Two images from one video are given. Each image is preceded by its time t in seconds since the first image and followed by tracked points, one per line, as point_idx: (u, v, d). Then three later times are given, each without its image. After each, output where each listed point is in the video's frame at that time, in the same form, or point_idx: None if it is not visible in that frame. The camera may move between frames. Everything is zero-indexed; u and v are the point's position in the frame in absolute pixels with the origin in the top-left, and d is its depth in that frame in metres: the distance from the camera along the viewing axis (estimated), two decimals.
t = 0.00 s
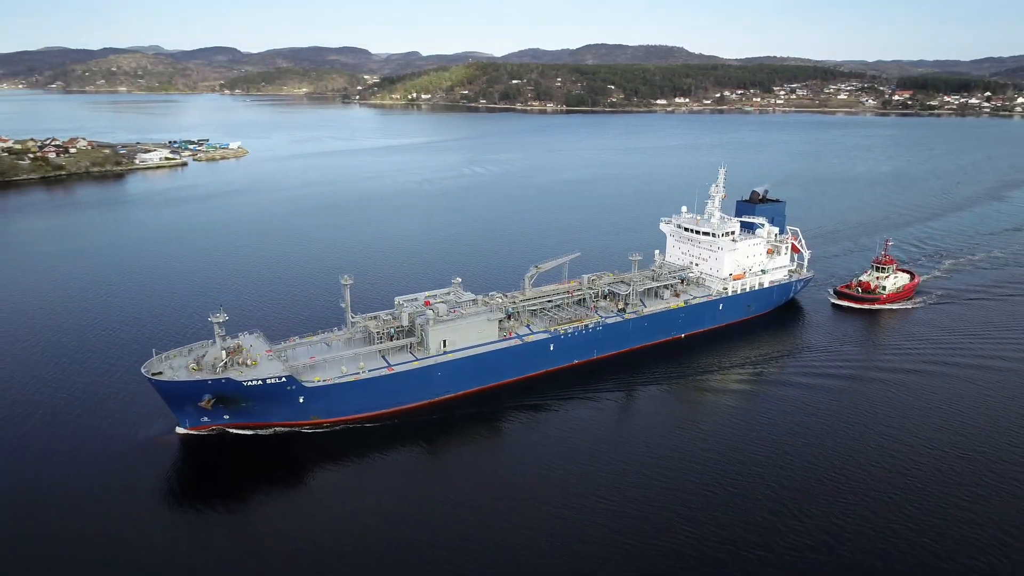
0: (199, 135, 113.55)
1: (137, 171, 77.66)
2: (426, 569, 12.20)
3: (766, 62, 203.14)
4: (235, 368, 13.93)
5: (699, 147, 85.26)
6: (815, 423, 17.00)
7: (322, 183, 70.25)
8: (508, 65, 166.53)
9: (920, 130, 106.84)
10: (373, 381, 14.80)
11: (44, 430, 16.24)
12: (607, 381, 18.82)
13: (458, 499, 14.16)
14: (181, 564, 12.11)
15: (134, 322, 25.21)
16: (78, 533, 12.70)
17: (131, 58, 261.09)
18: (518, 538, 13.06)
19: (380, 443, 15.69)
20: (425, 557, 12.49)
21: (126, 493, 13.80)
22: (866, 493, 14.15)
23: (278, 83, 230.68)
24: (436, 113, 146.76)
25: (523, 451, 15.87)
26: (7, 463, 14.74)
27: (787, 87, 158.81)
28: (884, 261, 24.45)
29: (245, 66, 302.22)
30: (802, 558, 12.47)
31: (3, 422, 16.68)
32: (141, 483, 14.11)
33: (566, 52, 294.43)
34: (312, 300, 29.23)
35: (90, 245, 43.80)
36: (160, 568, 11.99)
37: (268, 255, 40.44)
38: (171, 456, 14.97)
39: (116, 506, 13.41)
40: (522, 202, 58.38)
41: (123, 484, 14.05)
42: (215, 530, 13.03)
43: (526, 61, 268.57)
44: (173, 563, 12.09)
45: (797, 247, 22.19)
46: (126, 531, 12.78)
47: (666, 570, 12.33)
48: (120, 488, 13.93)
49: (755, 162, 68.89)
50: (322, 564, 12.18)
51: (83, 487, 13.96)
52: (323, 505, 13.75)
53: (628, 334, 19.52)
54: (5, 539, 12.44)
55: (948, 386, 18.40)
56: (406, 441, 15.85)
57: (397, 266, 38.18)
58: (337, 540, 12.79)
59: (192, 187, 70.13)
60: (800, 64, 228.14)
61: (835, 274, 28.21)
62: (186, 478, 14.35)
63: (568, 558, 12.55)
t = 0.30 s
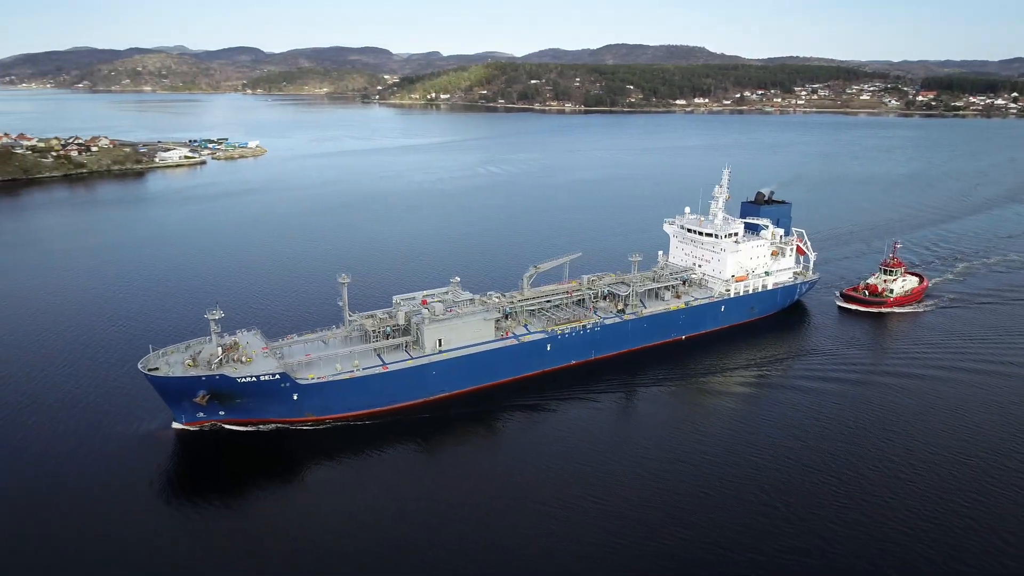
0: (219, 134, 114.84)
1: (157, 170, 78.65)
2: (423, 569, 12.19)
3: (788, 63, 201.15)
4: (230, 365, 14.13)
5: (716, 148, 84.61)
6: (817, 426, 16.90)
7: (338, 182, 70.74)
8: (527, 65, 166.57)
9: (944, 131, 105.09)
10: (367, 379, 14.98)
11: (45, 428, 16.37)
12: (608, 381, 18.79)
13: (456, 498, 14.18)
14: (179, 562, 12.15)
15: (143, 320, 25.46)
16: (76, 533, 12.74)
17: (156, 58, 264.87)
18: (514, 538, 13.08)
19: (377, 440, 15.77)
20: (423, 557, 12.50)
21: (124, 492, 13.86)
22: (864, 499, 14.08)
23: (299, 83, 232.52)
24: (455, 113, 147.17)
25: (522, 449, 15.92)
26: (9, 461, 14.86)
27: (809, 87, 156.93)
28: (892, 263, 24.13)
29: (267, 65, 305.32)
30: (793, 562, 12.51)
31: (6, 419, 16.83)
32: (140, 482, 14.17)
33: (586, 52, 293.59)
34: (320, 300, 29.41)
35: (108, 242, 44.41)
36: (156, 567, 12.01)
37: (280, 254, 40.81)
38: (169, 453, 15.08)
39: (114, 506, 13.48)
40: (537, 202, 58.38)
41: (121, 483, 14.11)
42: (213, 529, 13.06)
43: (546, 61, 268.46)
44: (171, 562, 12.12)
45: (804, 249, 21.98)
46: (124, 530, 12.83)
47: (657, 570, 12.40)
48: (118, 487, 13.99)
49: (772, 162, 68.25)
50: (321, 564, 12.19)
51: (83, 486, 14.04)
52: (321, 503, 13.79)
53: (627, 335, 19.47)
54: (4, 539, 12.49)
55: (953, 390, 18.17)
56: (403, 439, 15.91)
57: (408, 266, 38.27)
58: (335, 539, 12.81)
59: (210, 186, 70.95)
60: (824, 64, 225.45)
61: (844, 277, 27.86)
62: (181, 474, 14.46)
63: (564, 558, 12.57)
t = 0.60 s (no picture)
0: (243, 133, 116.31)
1: (181, 168, 79.77)
2: (422, 569, 12.18)
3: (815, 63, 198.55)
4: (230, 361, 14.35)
5: (737, 148, 83.79)
6: (823, 430, 16.70)
7: (357, 181, 71.24)
8: (549, 66, 166.44)
9: (973, 132, 103.00)
10: (365, 377, 15.36)
11: (49, 422, 16.54)
12: (611, 381, 18.72)
13: (457, 497, 14.19)
14: (177, 560, 12.15)
15: (156, 315, 25.83)
16: (73, 528, 12.83)
17: (184, 58, 268.88)
18: (513, 538, 13.07)
19: (377, 437, 15.85)
20: (423, 557, 12.47)
21: (122, 488, 13.96)
22: (868, 504, 13.90)
23: (324, 83, 234.57)
24: (476, 113, 147.50)
25: (523, 449, 15.93)
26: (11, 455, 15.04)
27: (836, 87, 154.21)
28: (905, 267, 23.76)
29: (293, 66, 308.52)
30: (789, 566, 12.42)
31: (12, 412, 17.03)
32: (138, 478, 14.26)
33: (610, 52, 292.43)
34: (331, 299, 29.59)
35: (130, 239, 45.19)
36: (153, 564, 12.06)
37: (297, 252, 41.20)
38: (169, 449, 15.22)
39: (112, 502, 13.55)
40: (554, 202, 58.29)
41: (121, 479, 14.22)
42: (211, 526, 13.09)
43: (569, 61, 268.08)
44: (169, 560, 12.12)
45: (813, 251, 21.78)
46: (118, 524, 12.96)
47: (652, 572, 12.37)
48: (116, 483, 14.07)
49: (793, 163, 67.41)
50: (320, 564, 12.17)
51: (82, 481, 14.15)
52: (322, 502, 13.81)
53: (629, 336, 19.42)
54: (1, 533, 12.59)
55: (963, 397, 17.91)
56: (403, 437, 15.97)
57: (422, 265, 38.38)
58: (335, 537, 12.82)
59: (232, 184, 71.84)
60: (852, 64, 222.20)
61: (859, 281, 27.42)
62: (181, 468, 14.63)
63: (563, 560, 12.53)
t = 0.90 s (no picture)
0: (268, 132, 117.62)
1: (205, 166, 80.81)
2: (422, 569, 12.17)
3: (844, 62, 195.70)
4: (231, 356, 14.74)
5: (760, 149, 82.79)
6: (829, 434, 16.51)
7: (377, 180, 71.63)
8: (573, 66, 166.04)
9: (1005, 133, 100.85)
10: (363, 375, 15.63)
11: (54, 416, 16.66)
12: (615, 382, 18.65)
13: (457, 496, 14.21)
14: (175, 556, 12.20)
15: (168, 313, 26.15)
16: (71, 523, 12.89)
17: (213, 58, 272.73)
18: (513, 538, 13.06)
19: (378, 434, 15.93)
20: (421, 556, 12.49)
21: (122, 484, 14.02)
22: (874, 510, 13.70)
23: (349, 83, 236.49)
24: (499, 113, 147.73)
25: (525, 449, 15.91)
26: (13, 449, 15.14)
27: (864, 87, 151.00)
28: (920, 270, 23.36)
29: (319, 65, 311.52)
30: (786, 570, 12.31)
31: (18, 404, 17.17)
32: (138, 475, 14.32)
33: (635, 52, 290.69)
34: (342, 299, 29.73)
35: (153, 237, 45.90)
36: (154, 559, 12.10)
37: (313, 251, 41.51)
38: (171, 445, 15.33)
39: (110, 498, 13.59)
40: (572, 202, 58.09)
41: (120, 475, 14.29)
42: (210, 522, 13.14)
43: (594, 61, 267.34)
44: (168, 556, 12.17)
45: (824, 253, 21.55)
46: (119, 519, 13.02)
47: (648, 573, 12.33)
48: (116, 479, 14.13)
49: (817, 164, 66.52)
50: (318, 562, 12.20)
51: (82, 477, 14.21)
52: (322, 498, 13.88)
53: (633, 337, 19.34)
54: None
55: (975, 402, 17.62)
56: (403, 434, 16.04)
57: (438, 265, 38.46)
58: (334, 535, 12.86)
59: (255, 183, 72.66)
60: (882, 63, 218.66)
61: (874, 284, 27.02)
62: (182, 464, 14.75)
63: (562, 560, 12.50)
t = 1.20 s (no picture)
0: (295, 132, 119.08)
1: (232, 165, 81.98)
2: (421, 568, 12.21)
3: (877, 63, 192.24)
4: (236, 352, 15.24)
5: (786, 151, 81.75)
6: (839, 440, 16.30)
7: (400, 180, 72.16)
8: (599, 66, 165.66)
9: None
10: (365, 372, 15.85)
11: (64, 408, 16.98)
12: (621, 383, 18.58)
13: (458, 495, 14.25)
14: (175, 551, 12.29)
15: (185, 310, 26.57)
16: (68, 520, 12.94)
17: (245, 58, 276.82)
18: (513, 538, 13.09)
19: (381, 432, 16.01)
20: (421, 556, 12.52)
21: (122, 482, 14.08)
22: (882, 518, 13.49)
23: (377, 83, 238.40)
24: (525, 113, 147.88)
25: (529, 449, 15.91)
26: (18, 444, 15.30)
27: (897, 88, 147.23)
28: (937, 275, 22.96)
29: (348, 66, 314.64)
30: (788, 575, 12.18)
31: (29, 397, 17.48)
32: (138, 473, 14.36)
33: (664, 52, 288.57)
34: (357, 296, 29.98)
35: (179, 234, 46.66)
36: (154, 553, 12.21)
37: (332, 250, 41.95)
38: (174, 441, 15.44)
39: (109, 496, 13.64)
40: (593, 203, 57.91)
41: (121, 472, 14.35)
42: (211, 520, 13.18)
43: (621, 61, 266.13)
44: (170, 553, 12.20)
45: (837, 257, 21.29)
46: (121, 514, 13.13)
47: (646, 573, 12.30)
48: (116, 477, 14.18)
49: (843, 166, 65.49)
50: (320, 562, 12.22)
51: (82, 474, 14.28)
52: (324, 497, 13.95)
53: (639, 338, 19.25)
54: None
55: (989, 411, 17.31)
56: (406, 432, 16.12)
57: (456, 265, 38.57)
58: (336, 533, 12.92)
59: (280, 181, 73.65)
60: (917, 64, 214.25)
61: (892, 290, 26.56)
62: (184, 457, 14.95)
63: (563, 560, 12.49)
